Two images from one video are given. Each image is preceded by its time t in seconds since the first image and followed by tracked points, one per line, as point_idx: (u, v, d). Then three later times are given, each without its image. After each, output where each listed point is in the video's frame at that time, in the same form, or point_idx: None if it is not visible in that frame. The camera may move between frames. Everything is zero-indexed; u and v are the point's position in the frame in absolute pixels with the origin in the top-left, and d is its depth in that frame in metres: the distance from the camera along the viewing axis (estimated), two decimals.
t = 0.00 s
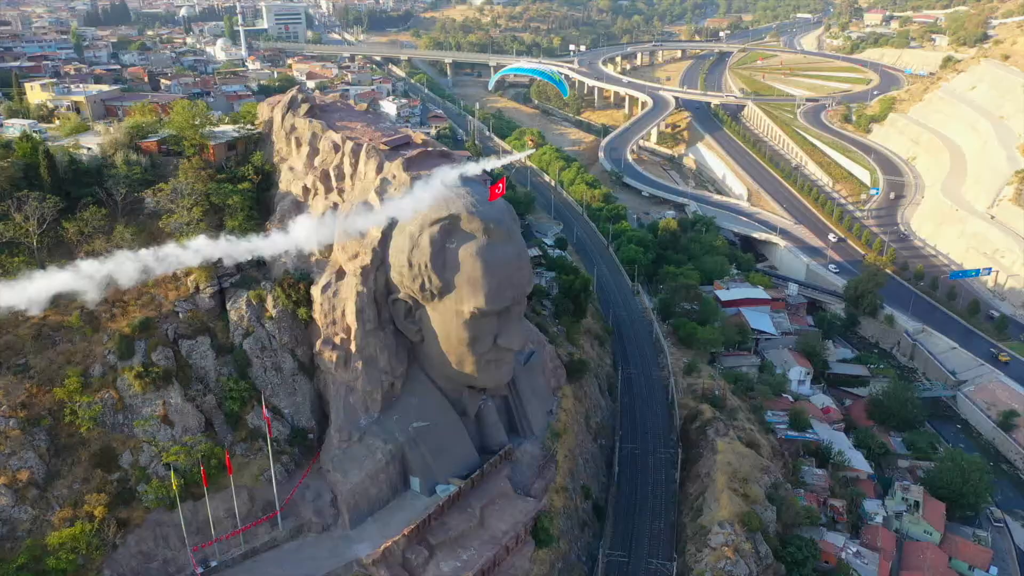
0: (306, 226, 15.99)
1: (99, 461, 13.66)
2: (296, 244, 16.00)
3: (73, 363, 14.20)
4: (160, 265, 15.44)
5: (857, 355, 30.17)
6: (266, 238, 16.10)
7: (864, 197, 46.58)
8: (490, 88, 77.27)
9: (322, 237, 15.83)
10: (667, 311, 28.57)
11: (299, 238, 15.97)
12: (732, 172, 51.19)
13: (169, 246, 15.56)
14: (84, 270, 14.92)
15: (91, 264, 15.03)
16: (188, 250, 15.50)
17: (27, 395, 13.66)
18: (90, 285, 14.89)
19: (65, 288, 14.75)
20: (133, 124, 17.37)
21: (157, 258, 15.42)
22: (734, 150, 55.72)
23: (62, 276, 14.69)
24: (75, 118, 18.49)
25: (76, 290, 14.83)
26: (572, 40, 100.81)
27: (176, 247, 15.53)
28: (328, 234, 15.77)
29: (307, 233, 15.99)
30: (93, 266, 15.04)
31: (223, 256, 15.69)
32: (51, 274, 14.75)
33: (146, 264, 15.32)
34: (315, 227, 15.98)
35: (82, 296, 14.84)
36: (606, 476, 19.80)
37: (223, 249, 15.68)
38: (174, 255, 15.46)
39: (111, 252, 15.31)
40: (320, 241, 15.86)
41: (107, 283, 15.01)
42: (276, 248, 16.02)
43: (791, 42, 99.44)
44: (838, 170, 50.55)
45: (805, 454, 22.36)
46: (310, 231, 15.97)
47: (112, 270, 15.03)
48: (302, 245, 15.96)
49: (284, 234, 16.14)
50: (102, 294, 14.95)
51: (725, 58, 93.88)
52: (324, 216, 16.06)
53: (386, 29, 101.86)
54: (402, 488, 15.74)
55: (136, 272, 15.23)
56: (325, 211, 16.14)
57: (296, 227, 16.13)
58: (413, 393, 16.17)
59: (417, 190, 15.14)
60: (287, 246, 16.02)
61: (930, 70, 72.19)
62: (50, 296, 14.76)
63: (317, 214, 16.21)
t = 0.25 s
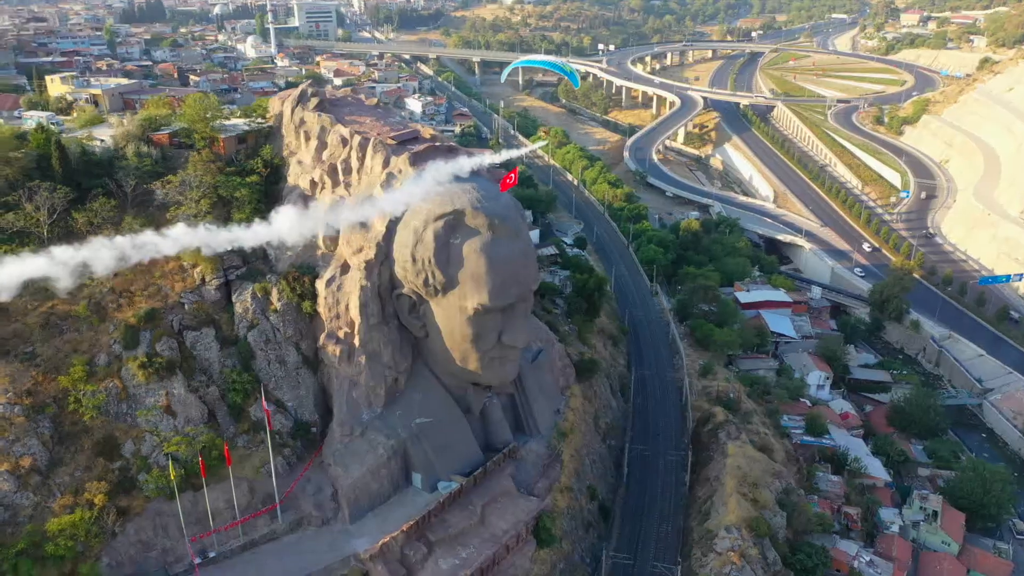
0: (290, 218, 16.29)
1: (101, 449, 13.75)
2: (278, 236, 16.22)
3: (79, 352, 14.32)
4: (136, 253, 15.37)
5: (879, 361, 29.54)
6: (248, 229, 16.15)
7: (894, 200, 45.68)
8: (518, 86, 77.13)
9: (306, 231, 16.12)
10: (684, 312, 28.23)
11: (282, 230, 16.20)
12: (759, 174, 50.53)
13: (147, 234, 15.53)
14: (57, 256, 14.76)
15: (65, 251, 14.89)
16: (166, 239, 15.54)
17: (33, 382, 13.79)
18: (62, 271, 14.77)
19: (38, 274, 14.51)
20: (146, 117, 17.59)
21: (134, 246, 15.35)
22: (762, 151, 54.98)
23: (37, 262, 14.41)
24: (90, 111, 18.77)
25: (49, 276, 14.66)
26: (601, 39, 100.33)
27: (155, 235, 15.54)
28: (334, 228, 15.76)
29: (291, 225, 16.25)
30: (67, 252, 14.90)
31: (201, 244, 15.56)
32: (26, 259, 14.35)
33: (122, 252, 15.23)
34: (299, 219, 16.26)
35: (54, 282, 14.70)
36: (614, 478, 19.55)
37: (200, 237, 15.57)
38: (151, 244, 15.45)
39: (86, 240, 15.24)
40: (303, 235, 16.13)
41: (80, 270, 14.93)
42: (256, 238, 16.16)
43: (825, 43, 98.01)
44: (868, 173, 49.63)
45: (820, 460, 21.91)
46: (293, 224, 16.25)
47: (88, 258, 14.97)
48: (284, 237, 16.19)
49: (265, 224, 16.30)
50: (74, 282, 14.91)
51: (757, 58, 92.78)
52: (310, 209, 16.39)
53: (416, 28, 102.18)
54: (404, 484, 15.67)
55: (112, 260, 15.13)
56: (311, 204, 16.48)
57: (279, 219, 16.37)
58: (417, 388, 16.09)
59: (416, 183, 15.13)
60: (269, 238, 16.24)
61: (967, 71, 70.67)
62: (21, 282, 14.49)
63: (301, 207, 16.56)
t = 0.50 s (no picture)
0: (275, 209, 16.28)
1: (105, 437, 13.88)
2: (261, 226, 16.22)
3: (87, 340, 14.50)
4: (116, 240, 15.30)
5: (903, 366, 28.88)
6: (231, 218, 15.85)
7: (925, 203, 44.72)
8: (547, 86, 76.98)
9: (290, 223, 16.34)
10: (703, 314, 27.89)
11: (267, 221, 16.17)
12: (787, 175, 49.81)
13: (126, 220, 15.40)
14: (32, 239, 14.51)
15: (42, 235, 14.64)
16: (147, 226, 15.46)
17: (42, 369, 13.99)
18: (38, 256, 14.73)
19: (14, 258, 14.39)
20: (160, 109, 17.86)
21: (114, 232, 15.28)
22: (791, 152, 54.19)
23: (14, 248, 14.23)
24: (106, 103, 19.09)
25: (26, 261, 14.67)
26: (632, 39, 99.73)
27: (135, 221, 15.41)
28: (340, 221, 15.82)
29: (275, 216, 16.28)
30: (45, 236, 14.69)
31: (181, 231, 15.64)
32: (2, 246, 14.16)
33: (101, 238, 15.15)
34: (283, 210, 16.34)
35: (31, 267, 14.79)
36: (623, 479, 19.34)
37: (181, 225, 15.57)
38: (132, 230, 15.33)
39: (63, 225, 15.05)
40: (286, 227, 16.35)
41: (57, 255, 14.91)
42: (240, 228, 15.96)
43: (861, 44, 96.43)
44: (900, 175, 48.66)
45: (836, 465, 21.48)
46: (278, 214, 16.30)
47: (67, 244, 14.84)
48: (268, 227, 16.21)
49: (248, 213, 16.17)
50: (52, 267, 14.99)
51: (790, 58, 91.54)
52: (295, 199, 16.58)
53: (447, 26, 102.45)
54: (408, 479, 15.64)
55: (91, 246, 15.06)
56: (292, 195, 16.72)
57: (263, 208, 16.26)
58: (422, 383, 16.04)
59: (415, 175, 15.10)
60: (251, 227, 16.17)
61: (1006, 73, 68.99)
62: None
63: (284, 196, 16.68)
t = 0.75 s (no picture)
0: (263, 199, 16.35)
1: (114, 423, 14.06)
2: (249, 215, 16.19)
3: (99, 328, 14.71)
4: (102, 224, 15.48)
5: (929, 373, 28.21)
6: (218, 205, 15.91)
7: (961, 207, 43.69)
8: (579, 85, 76.74)
9: (277, 214, 16.54)
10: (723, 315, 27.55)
11: (255, 211, 16.22)
12: (819, 178, 49.02)
13: (114, 204, 15.49)
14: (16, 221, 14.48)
15: (27, 218, 14.59)
16: (133, 211, 15.72)
17: (54, 355, 14.23)
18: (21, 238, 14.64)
19: None
20: (179, 102, 18.26)
21: (101, 216, 15.34)
22: (824, 154, 53.32)
23: None
24: (129, 95, 19.56)
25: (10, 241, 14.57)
26: (667, 39, 99.00)
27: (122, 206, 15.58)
28: (350, 214, 15.90)
29: (263, 205, 16.38)
30: (30, 220, 14.66)
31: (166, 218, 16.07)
32: None
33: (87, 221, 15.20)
34: (271, 200, 16.50)
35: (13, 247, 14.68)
36: (634, 479, 19.14)
37: (166, 211, 16.02)
38: (118, 215, 15.50)
39: (49, 208, 15.04)
40: (274, 218, 16.54)
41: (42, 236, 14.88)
42: (226, 215, 15.88)
43: (901, 45, 94.58)
44: (936, 179, 47.58)
45: (855, 472, 21.01)
46: (267, 204, 16.41)
47: (53, 227, 14.85)
48: (257, 217, 16.27)
49: (236, 202, 16.12)
50: (36, 246, 14.99)
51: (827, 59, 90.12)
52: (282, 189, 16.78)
53: (481, 26, 102.68)
54: (412, 473, 15.63)
55: (77, 229, 15.15)
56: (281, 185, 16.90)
57: (251, 197, 16.31)
58: (429, 377, 16.02)
59: (425, 170, 15.14)
60: (239, 215, 16.08)
61: None
62: None
63: (273, 185, 16.79)
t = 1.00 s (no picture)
0: (250, 185, 16.31)
1: (123, 408, 14.27)
2: (237, 203, 16.11)
3: (111, 314, 14.98)
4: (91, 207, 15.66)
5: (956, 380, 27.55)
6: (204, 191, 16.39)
7: (997, 211, 42.59)
8: (610, 83, 76.35)
9: (266, 201, 16.48)
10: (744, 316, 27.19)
11: (243, 197, 16.15)
12: (851, 180, 48.15)
13: (101, 188, 15.76)
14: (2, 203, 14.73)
15: (14, 201, 14.90)
16: (120, 195, 16.06)
17: (67, 339, 14.50)
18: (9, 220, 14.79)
19: None
20: (196, 95, 18.70)
21: (88, 199, 15.57)
22: (858, 155, 52.39)
23: None
24: (150, 87, 20.06)
25: None
26: (702, 38, 98.05)
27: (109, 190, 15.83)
28: (360, 206, 16.00)
29: (251, 192, 16.33)
30: (16, 202, 14.94)
31: (153, 203, 16.39)
32: None
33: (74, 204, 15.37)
34: (259, 187, 16.46)
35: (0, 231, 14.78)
36: (643, 478, 18.97)
37: (154, 195, 16.36)
38: (105, 199, 15.76)
39: (37, 192, 15.33)
40: (263, 206, 16.46)
41: (30, 219, 15.10)
42: (212, 202, 16.10)
43: (942, 45, 92.54)
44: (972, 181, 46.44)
45: (872, 477, 20.61)
46: (255, 192, 16.36)
47: (40, 209, 15.10)
48: (245, 204, 16.18)
49: (224, 188, 16.21)
50: (23, 229, 15.13)
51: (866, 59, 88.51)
52: (270, 176, 16.69)
53: (515, 24, 102.67)
54: (417, 466, 15.65)
55: (65, 212, 15.31)
56: (272, 172, 16.80)
57: (240, 184, 16.30)
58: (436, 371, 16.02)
59: (434, 162, 15.19)
60: (228, 202, 16.12)
61: None
62: None
63: (263, 172, 16.75)
